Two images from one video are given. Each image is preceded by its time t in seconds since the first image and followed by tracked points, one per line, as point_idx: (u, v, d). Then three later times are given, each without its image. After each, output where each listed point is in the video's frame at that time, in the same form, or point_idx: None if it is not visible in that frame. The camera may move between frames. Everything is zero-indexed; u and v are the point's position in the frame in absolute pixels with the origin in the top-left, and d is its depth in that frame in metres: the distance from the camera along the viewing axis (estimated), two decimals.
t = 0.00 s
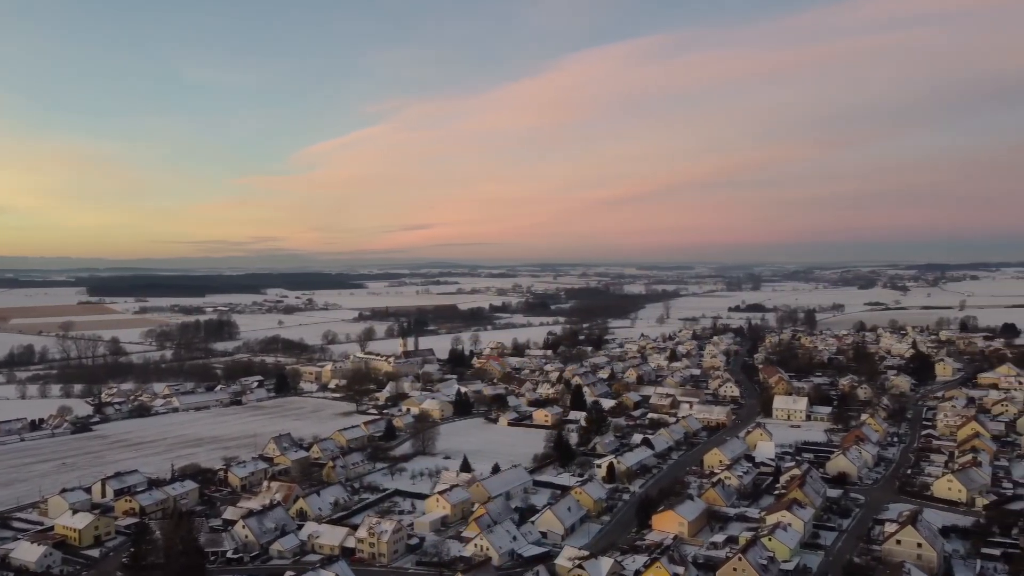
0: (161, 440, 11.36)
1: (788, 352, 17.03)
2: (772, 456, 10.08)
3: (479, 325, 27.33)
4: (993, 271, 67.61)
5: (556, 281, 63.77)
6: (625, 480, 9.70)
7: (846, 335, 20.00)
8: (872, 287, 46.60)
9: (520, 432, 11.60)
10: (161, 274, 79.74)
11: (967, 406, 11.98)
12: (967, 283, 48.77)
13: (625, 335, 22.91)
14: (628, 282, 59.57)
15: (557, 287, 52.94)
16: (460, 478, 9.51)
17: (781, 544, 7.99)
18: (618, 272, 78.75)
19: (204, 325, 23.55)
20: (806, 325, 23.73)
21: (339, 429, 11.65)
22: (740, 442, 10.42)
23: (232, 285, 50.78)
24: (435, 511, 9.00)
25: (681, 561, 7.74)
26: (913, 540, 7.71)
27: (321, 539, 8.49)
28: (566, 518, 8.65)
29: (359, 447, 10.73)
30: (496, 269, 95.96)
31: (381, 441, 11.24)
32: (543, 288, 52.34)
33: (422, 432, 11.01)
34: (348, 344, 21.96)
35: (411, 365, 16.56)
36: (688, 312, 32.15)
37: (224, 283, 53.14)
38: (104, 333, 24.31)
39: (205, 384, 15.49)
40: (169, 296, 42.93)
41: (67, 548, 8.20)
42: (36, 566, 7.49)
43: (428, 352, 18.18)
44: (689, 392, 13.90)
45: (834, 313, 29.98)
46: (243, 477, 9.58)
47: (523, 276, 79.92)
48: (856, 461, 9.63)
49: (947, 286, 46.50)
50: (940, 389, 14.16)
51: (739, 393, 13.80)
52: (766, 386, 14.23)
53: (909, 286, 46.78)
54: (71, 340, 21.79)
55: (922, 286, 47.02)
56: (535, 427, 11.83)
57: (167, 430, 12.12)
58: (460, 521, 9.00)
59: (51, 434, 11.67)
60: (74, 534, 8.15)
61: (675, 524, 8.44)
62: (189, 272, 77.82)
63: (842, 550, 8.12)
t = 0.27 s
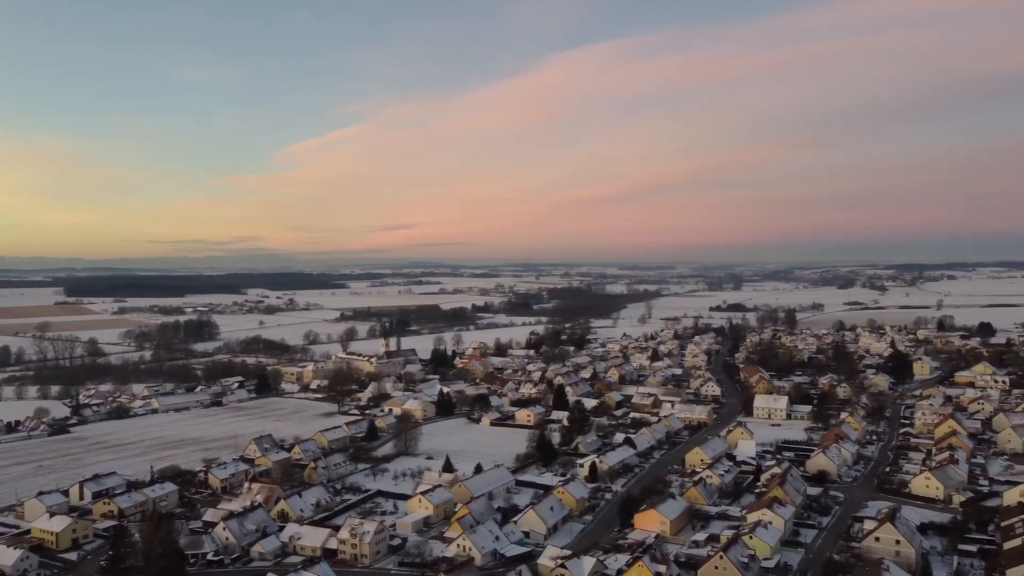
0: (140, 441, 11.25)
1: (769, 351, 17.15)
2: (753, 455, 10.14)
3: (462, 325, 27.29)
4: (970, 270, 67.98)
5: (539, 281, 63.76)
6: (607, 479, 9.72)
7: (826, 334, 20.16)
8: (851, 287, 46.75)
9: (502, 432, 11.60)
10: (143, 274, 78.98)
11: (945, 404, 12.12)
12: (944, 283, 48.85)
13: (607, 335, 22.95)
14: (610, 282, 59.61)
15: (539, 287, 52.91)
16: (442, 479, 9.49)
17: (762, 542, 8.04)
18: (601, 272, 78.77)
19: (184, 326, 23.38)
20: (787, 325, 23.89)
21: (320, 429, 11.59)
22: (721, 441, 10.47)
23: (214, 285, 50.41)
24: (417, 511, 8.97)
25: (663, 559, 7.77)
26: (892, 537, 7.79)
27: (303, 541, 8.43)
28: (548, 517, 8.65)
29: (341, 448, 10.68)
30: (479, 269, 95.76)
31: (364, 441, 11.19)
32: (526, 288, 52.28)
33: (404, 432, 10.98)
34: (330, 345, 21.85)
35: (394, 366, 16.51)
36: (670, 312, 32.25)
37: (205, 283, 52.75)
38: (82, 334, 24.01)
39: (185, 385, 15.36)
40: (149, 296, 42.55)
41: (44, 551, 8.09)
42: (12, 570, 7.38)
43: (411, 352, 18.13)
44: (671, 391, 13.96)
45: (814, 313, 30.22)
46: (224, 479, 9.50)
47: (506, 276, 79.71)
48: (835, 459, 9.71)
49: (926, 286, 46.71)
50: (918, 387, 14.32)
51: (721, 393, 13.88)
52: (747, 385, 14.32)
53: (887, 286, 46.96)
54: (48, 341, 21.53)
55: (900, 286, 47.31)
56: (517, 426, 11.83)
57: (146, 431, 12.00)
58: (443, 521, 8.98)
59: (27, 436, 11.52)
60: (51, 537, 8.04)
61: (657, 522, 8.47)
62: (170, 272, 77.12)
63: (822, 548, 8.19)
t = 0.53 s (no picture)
0: (118, 443, 11.13)
1: (750, 351, 17.25)
2: (734, 453, 10.20)
3: (444, 325, 27.24)
4: (947, 270, 68.62)
5: (520, 281, 63.73)
6: (589, 479, 9.74)
7: (806, 334, 20.33)
8: (830, 288, 46.93)
9: (484, 432, 11.59)
10: (124, 273, 78.14)
11: (922, 403, 12.25)
12: (921, 283, 49.10)
13: (589, 334, 23.00)
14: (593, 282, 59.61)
15: (521, 287, 52.89)
16: (424, 479, 9.46)
17: (743, 540, 8.09)
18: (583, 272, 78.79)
19: (164, 326, 23.20)
20: (768, 324, 24.07)
21: (302, 430, 11.53)
22: (702, 440, 10.53)
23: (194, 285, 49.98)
24: (399, 512, 8.94)
25: (645, 558, 7.79)
26: (871, 534, 7.86)
27: (284, 542, 8.37)
28: (531, 517, 8.65)
29: (322, 448, 10.62)
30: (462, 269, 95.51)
31: (345, 442, 11.14)
32: (509, 288, 52.23)
33: (386, 433, 10.95)
34: (312, 345, 21.73)
35: (376, 366, 16.45)
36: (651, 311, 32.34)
37: (186, 283, 52.30)
38: (59, 335, 23.68)
39: (164, 386, 15.22)
40: (128, 296, 42.14)
41: (20, 555, 7.98)
42: None
43: (393, 353, 18.07)
44: (653, 390, 14.02)
45: (794, 313, 30.44)
46: (204, 481, 9.42)
47: (490, 275, 79.56)
48: (815, 457, 9.78)
49: (903, 286, 46.89)
50: (896, 386, 14.48)
51: (702, 392, 13.95)
52: (728, 384, 14.41)
53: (866, 286, 47.10)
54: (23, 342, 21.25)
55: (878, 286, 47.68)
56: (500, 426, 11.83)
57: (124, 433, 11.87)
58: (425, 522, 8.96)
59: (3, 438, 11.36)
60: (28, 541, 7.93)
61: (639, 522, 8.50)
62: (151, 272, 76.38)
63: (802, 545, 8.25)
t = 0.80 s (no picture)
0: (96, 445, 11.00)
1: (731, 350, 17.36)
2: (715, 452, 10.26)
3: (426, 325, 27.18)
4: (924, 270, 69.17)
5: (503, 281, 63.76)
6: (572, 478, 9.76)
7: (786, 333, 20.49)
8: (809, 287, 47.12)
9: (467, 432, 11.58)
10: (105, 272, 77.33)
11: (900, 401, 12.39)
12: (899, 283, 49.50)
13: (572, 334, 23.03)
14: (575, 282, 59.62)
15: (504, 287, 52.87)
16: (406, 480, 9.44)
17: (724, 538, 8.14)
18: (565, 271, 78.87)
19: (143, 327, 22.98)
20: (749, 324, 24.24)
21: (283, 431, 11.46)
22: (684, 439, 10.58)
23: (174, 285, 49.49)
24: (381, 513, 8.92)
25: (626, 557, 7.82)
26: (850, 531, 7.94)
27: (265, 544, 8.32)
28: (513, 517, 8.66)
29: (304, 449, 10.57)
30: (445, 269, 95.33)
31: (327, 443, 11.09)
32: (492, 288, 52.16)
33: (368, 433, 10.91)
34: (293, 346, 21.60)
35: (358, 366, 16.38)
36: (634, 311, 32.44)
37: (166, 283, 51.82)
38: (35, 335, 23.36)
39: (143, 387, 15.07)
40: (106, 296, 41.68)
41: None
42: None
43: (375, 353, 18.01)
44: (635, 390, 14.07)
45: (775, 312, 30.67)
46: (184, 483, 9.33)
47: (475, 275, 79.46)
48: (795, 456, 9.86)
49: (881, 286, 47.29)
50: (875, 385, 14.63)
51: (684, 391, 14.03)
52: (710, 383, 14.49)
53: (845, 286, 47.42)
54: None
55: (857, 286, 48.09)
56: (482, 426, 11.82)
57: (102, 434, 11.74)
58: (407, 523, 8.93)
59: None
60: (3, 544, 7.81)
61: (621, 521, 8.52)
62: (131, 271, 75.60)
63: (783, 543, 8.31)
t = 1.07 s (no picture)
0: (74, 448, 10.88)
1: (712, 349, 17.46)
2: (697, 451, 10.32)
3: (408, 325, 27.11)
4: (902, 270, 69.93)
5: (485, 281, 63.75)
6: (554, 478, 9.77)
7: (767, 332, 20.64)
8: (790, 287, 47.39)
9: (449, 432, 11.56)
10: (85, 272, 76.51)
11: (879, 400, 12.51)
12: (878, 283, 49.99)
13: (554, 334, 23.06)
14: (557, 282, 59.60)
15: (486, 287, 52.89)
16: (388, 480, 9.41)
17: (705, 537, 8.18)
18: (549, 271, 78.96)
19: (121, 329, 22.77)
20: (730, 323, 24.40)
21: (264, 432, 11.40)
22: (666, 438, 10.62)
23: (154, 285, 49.03)
24: (363, 513, 8.88)
25: (609, 556, 7.83)
26: (829, 529, 8.00)
27: (245, 546, 8.25)
28: (496, 517, 8.65)
29: (285, 451, 10.52)
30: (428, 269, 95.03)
31: (308, 444, 11.03)
32: (475, 288, 52.11)
33: (350, 434, 10.86)
34: (274, 346, 21.47)
35: (339, 367, 16.31)
36: (616, 311, 32.54)
37: (145, 283, 51.36)
38: (11, 337, 23.04)
39: (121, 389, 14.92)
40: (84, 297, 41.27)
41: None
42: None
43: (357, 353, 17.93)
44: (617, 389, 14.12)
45: (756, 312, 30.90)
46: (163, 485, 9.25)
47: (459, 274, 79.39)
48: (776, 454, 9.93)
49: (860, 286, 47.70)
50: (854, 383, 14.77)
51: (666, 390, 14.10)
52: (691, 383, 14.57)
53: (825, 286, 47.68)
54: None
55: (837, 286, 48.49)
56: (464, 426, 11.81)
57: (80, 436, 11.62)
58: (389, 523, 8.91)
59: None
60: None
61: (603, 520, 8.54)
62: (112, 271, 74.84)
63: (763, 541, 8.36)
